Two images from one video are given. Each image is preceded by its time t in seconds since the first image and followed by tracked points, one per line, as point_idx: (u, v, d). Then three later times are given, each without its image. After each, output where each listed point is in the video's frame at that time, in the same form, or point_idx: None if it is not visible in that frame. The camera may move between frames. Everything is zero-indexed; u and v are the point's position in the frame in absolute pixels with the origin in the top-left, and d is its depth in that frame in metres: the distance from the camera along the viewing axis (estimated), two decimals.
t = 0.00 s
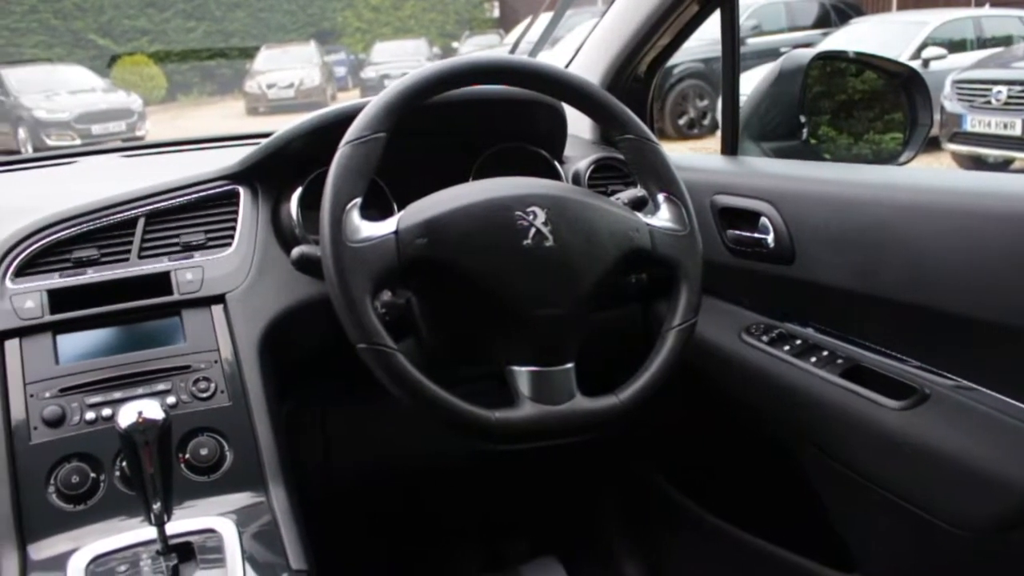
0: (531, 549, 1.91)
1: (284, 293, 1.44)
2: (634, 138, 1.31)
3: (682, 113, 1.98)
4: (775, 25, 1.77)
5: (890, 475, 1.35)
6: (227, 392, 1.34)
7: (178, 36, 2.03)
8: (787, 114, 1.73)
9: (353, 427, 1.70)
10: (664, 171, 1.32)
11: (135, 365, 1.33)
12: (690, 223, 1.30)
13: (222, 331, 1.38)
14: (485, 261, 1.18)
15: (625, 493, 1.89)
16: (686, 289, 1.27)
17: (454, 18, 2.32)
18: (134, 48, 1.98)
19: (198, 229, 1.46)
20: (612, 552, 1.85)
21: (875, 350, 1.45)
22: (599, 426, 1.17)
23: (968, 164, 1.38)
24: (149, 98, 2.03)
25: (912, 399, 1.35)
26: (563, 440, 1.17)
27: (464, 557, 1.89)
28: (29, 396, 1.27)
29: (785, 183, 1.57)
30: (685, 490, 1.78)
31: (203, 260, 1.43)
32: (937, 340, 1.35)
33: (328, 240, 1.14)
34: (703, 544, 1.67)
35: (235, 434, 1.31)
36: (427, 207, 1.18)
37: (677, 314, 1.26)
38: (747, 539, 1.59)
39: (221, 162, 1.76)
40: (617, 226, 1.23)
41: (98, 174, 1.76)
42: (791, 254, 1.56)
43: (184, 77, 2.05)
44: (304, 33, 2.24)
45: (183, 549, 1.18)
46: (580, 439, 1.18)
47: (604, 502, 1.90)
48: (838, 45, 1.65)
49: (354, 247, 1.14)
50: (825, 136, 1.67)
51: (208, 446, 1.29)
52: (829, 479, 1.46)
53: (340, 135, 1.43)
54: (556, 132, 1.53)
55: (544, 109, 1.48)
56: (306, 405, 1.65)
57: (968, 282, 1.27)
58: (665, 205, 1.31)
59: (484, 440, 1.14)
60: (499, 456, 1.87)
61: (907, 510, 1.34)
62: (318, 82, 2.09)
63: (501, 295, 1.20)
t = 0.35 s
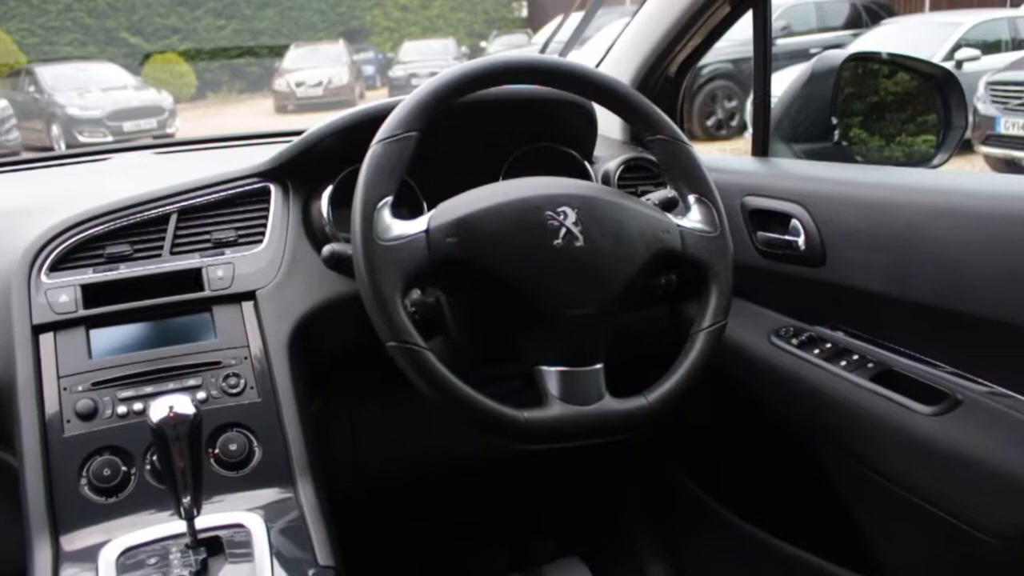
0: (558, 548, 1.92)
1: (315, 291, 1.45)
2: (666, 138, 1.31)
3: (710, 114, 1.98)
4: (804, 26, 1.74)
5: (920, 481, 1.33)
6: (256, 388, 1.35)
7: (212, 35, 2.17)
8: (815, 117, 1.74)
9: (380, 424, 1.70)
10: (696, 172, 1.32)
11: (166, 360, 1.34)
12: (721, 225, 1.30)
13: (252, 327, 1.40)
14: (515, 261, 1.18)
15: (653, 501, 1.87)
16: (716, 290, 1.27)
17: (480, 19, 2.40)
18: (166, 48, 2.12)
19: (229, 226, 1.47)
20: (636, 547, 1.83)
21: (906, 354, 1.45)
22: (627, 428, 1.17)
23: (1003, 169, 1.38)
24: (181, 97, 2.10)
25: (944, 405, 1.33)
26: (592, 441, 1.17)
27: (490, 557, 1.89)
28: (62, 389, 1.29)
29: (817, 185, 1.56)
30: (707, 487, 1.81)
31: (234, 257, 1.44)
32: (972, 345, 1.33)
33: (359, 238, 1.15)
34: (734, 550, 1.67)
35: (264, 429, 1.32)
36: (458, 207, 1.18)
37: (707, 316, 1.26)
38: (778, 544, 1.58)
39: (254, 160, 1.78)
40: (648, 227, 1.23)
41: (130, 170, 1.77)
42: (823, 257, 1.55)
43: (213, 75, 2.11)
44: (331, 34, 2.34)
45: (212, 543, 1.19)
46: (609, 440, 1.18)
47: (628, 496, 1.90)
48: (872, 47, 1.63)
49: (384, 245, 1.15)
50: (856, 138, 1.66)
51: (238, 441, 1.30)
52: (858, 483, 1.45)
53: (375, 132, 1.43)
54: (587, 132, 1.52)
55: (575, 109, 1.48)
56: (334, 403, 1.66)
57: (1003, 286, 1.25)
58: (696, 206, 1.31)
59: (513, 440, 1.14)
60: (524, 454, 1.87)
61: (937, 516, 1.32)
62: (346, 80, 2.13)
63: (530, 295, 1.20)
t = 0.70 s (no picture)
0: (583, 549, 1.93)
1: (346, 288, 1.45)
2: (700, 139, 1.30)
3: (741, 115, 1.97)
4: (837, 27, 1.72)
5: (954, 488, 1.32)
6: (288, 385, 1.36)
7: (241, 32, 2.16)
8: (849, 119, 1.71)
9: (410, 421, 1.71)
10: (730, 173, 1.32)
11: (199, 356, 1.35)
12: (754, 227, 1.30)
13: (284, 324, 1.40)
14: (548, 260, 1.18)
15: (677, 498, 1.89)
16: (748, 293, 1.27)
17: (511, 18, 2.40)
18: (199, 45, 2.11)
19: (263, 223, 1.48)
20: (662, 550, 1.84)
21: (941, 359, 1.42)
22: (658, 429, 1.17)
23: None
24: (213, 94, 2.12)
25: (980, 411, 1.31)
26: (623, 442, 1.18)
27: (515, 556, 1.91)
28: (97, 382, 1.31)
29: (852, 187, 1.54)
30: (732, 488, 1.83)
31: (267, 254, 1.45)
32: (1008, 351, 1.31)
33: (393, 236, 1.16)
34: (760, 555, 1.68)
35: (295, 425, 1.33)
36: (492, 206, 1.18)
37: (739, 319, 1.26)
38: (808, 552, 1.59)
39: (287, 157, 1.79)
40: (681, 228, 1.23)
41: (166, 167, 1.79)
42: (857, 259, 1.53)
43: (245, 73, 2.13)
44: (363, 31, 2.36)
45: (242, 537, 1.20)
46: (639, 442, 1.18)
47: (659, 496, 1.89)
48: (908, 47, 1.61)
49: (418, 244, 1.15)
50: (890, 140, 1.64)
51: (269, 437, 1.31)
52: (891, 489, 1.44)
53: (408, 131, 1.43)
54: (620, 132, 1.52)
55: (608, 108, 1.47)
56: (362, 400, 1.67)
57: None
58: (729, 208, 1.31)
59: (544, 440, 1.15)
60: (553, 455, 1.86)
61: (970, 524, 1.30)
62: (376, 79, 2.16)
63: (562, 295, 1.20)
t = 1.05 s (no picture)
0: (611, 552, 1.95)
1: (376, 287, 1.46)
2: (732, 141, 1.31)
3: (771, 116, 1.95)
4: (870, 27, 1.71)
5: (985, 495, 1.30)
6: (317, 381, 1.36)
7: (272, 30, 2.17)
8: (886, 118, 1.69)
9: (438, 419, 1.71)
10: (762, 176, 1.32)
11: (230, 352, 1.36)
12: (786, 230, 1.30)
13: (314, 321, 1.41)
14: (579, 260, 1.19)
15: (703, 505, 1.89)
16: (779, 297, 1.27)
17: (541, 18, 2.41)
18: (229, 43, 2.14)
19: (294, 221, 1.49)
20: (686, 555, 1.85)
21: (974, 364, 1.41)
22: (686, 430, 1.18)
23: None
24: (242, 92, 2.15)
25: (1014, 418, 1.29)
26: (650, 443, 1.18)
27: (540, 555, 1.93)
28: (129, 376, 1.32)
29: (885, 189, 1.53)
30: (763, 497, 1.79)
31: (298, 251, 1.46)
32: None
33: (424, 234, 1.16)
34: (786, 558, 1.68)
35: (324, 422, 1.34)
36: (524, 205, 1.19)
37: (769, 322, 1.26)
38: (839, 558, 1.57)
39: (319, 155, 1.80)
40: (711, 230, 1.23)
41: (198, 164, 1.81)
42: (889, 263, 1.52)
43: (276, 71, 2.15)
44: (391, 30, 2.39)
45: (270, 532, 1.20)
46: (667, 443, 1.18)
47: (686, 496, 1.91)
48: (943, 48, 1.59)
49: (449, 242, 1.16)
50: (924, 142, 1.61)
51: (298, 434, 1.31)
52: (921, 495, 1.43)
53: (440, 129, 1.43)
54: (651, 132, 1.52)
55: (640, 109, 1.47)
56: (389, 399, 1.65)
57: None
58: (761, 210, 1.31)
59: (571, 439, 1.15)
60: (579, 455, 1.86)
61: (1002, 532, 1.28)
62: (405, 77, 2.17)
63: (593, 295, 1.20)
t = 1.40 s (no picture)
0: (634, 553, 1.94)
1: (402, 285, 1.46)
2: (760, 142, 1.30)
3: (797, 118, 1.93)
4: (899, 27, 1.69)
5: (1013, 501, 1.28)
6: (342, 378, 1.37)
7: (297, 29, 2.25)
8: (915, 119, 1.66)
9: (462, 418, 1.71)
10: (791, 177, 1.31)
11: (256, 348, 1.37)
12: (814, 231, 1.30)
13: (340, 319, 1.42)
14: (606, 260, 1.19)
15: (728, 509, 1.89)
16: (807, 298, 1.27)
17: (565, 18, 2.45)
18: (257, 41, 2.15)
19: (321, 218, 1.49)
20: (710, 557, 1.84)
21: (1004, 369, 1.39)
22: (713, 432, 1.18)
23: None
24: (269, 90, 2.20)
25: None
26: (677, 445, 1.18)
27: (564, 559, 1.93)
28: (157, 371, 1.33)
29: (915, 192, 1.51)
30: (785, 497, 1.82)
31: (324, 249, 1.46)
32: None
33: (451, 233, 1.17)
34: (809, 560, 1.68)
35: (349, 419, 1.34)
36: (551, 205, 1.19)
37: (797, 324, 1.26)
38: (862, 562, 1.57)
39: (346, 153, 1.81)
40: (740, 232, 1.23)
41: (227, 162, 1.82)
42: (918, 267, 1.50)
43: (301, 70, 2.19)
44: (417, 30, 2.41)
45: (295, 528, 1.21)
46: (694, 444, 1.19)
47: (712, 497, 1.91)
48: (976, 49, 1.57)
49: (476, 242, 1.16)
50: (954, 145, 1.59)
51: (323, 430, 1.32)
52: (947, 499, 1.41)
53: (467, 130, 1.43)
54: (679, 132, 1.51)
55: (667, 110, 1.47)
56: (416, 395, 1.66)
57: None
58: (789, 211, 1.31)
59: (597, 440, 1.16)
60: (602, 455, 1.86)
61: None
62: (430, 77, 2.23)
63: (619, 296, 1.20)
